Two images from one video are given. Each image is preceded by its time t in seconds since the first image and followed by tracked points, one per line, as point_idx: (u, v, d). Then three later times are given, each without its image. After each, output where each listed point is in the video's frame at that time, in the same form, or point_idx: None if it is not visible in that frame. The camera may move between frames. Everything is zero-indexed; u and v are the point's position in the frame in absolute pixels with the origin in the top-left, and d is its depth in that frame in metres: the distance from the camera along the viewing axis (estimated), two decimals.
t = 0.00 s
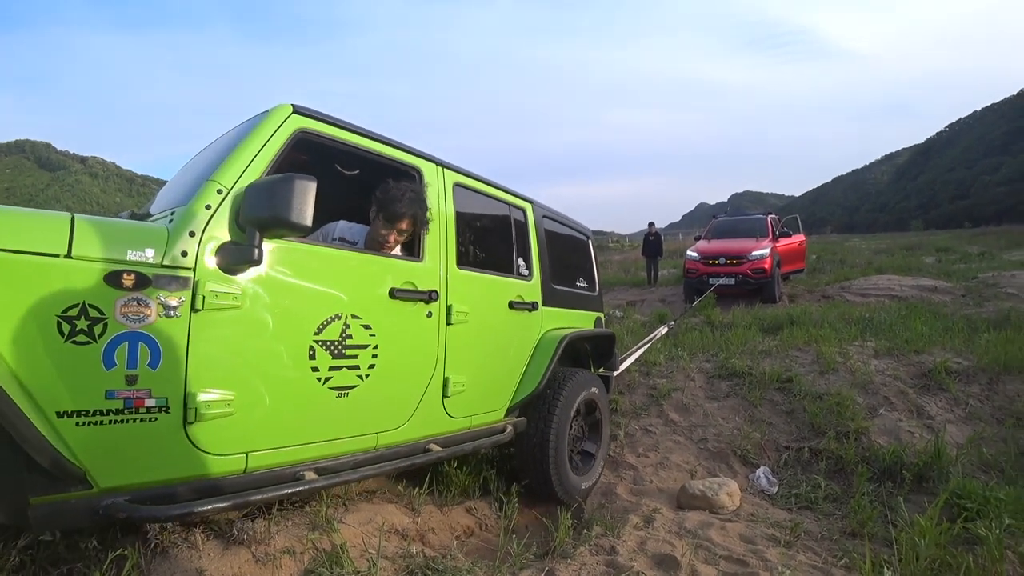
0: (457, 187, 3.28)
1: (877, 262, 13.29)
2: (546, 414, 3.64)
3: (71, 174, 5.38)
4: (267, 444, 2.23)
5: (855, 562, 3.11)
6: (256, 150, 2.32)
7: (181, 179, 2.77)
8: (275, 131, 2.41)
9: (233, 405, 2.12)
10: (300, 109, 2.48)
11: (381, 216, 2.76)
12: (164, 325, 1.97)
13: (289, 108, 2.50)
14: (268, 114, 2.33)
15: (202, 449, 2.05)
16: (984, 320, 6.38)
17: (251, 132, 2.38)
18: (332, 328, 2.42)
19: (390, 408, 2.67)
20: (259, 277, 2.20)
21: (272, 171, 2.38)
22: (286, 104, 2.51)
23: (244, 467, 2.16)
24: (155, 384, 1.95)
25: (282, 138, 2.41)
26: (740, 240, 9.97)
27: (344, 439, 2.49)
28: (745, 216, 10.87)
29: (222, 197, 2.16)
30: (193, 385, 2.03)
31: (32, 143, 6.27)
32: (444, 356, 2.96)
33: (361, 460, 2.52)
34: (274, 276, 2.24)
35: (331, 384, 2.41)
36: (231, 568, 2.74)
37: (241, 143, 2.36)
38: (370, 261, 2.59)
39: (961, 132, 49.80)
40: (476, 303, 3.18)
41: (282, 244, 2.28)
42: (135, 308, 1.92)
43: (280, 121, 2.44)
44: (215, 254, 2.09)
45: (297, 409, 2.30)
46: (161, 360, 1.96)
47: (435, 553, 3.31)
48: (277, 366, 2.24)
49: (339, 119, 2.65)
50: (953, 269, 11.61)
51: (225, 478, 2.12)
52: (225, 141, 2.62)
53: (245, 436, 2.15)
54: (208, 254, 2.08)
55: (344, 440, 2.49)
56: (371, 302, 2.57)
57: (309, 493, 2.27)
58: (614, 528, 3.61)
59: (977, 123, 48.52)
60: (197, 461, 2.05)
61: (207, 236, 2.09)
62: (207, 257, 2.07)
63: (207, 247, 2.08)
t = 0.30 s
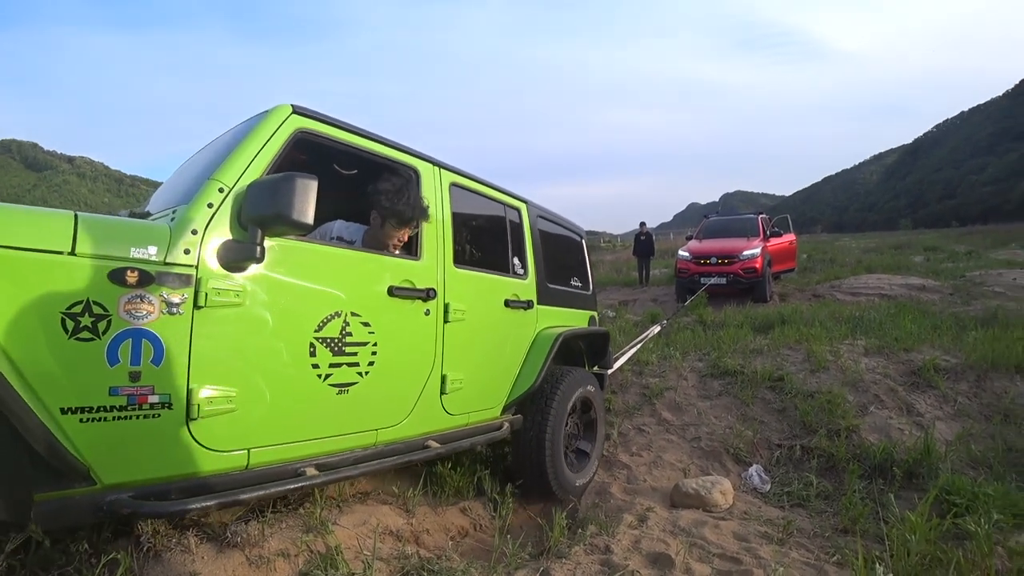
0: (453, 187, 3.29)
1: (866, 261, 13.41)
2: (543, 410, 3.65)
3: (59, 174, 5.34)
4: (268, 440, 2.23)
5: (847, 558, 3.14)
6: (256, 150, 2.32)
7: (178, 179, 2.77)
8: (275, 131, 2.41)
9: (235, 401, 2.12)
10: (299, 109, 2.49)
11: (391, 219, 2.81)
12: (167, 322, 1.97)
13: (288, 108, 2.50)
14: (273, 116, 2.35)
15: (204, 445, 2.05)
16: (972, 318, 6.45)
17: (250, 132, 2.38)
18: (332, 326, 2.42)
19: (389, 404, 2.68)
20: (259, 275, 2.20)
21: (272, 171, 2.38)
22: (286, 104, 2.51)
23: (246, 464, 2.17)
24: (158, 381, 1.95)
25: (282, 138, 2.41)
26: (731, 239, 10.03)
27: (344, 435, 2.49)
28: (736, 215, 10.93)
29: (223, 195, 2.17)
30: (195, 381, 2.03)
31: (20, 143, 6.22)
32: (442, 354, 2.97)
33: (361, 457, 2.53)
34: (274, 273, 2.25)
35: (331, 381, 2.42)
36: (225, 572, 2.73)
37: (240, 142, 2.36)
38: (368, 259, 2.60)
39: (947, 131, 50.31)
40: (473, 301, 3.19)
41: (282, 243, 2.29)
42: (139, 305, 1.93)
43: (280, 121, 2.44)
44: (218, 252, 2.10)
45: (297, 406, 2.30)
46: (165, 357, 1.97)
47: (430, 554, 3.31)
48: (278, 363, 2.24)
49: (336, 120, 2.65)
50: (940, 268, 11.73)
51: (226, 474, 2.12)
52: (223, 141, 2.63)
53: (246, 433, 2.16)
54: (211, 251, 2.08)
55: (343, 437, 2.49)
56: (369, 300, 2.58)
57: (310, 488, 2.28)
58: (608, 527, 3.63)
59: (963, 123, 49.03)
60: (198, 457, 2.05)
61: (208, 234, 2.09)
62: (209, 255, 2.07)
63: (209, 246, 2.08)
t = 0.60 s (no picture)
0: (443, 187, 3.25)
1: (853, 255, 13.50)
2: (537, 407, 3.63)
3: (39, 179, 5.24)
4: (261, 442, 2.18)
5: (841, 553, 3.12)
6: (245, 151, 2.27)
7: (165, 182, 2.72)
8: (264, 131, 2.37)
9: (227, 402, 2.07)
10: (288, 109, 2.44)
11: (381, 220, 2.76)
12: (157, 323, 1.92)
13: (277, 107, 2.46)
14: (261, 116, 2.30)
15: (196, 448, 2.00)
16: (958, 311, 6.49)
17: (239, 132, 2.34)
18: (324, 326, 2.37)
19: (382, 404, 2.63)
20: (250, 275, 2.15)
21: (262, 172, 2.34)
22: (275, 104, 2.47)
23: (238, 466, 2.11)
24: (150, 383, 1.90)
25: (271, 138, 2.37)
26: (719, 236, 10.05)
27: (338, 436, 2.45)
28: (724, 211, 10.96)
29: (213, 196, 2.13)
30: (187, 383, 1.98)
31: None
32: (435, 353, 2.93)
33: (355, 457, 2.48)
34: (264, 273, 2.20)
35: (324, 382, 2.37)
36: None
37: (229, 143, 2.31)
38: (359, 258, 2.55)
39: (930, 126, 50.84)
40: (465, 299, 3.15)
41: (272, 242, 2.24)
42: (129, 307, 1.87)
43: (269, 121, 2.40)
44: (208, 254, 2.05)
45: (290, 407, 2.25)
46: (155, 359, 1.92)
47: (419, 561, 3.26)
48: (269, 364, 2.19)
49: (325, 119, 2.61)
50: (926, 261, 11.82)
51: (218, 477, 2.07)
52: (211, 142, 2.58)
53: (239, 434, 2.11)
54: (201, 252, 2.04)
55: (337, 438, 2.44)
56: (362, 299, 2.54)
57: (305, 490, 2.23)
58: (601, 528, 3.60)
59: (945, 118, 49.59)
60: (191, 460, 1.99)
61: (198, 234, 2.04)
62: (199, 255, 2.03)
63: (199, 247, 2.04)
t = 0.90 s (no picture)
0: (444, 166, 3.17)
1: (841, 229, 13.60)
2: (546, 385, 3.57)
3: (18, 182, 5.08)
4: (275, 423, 2.10)
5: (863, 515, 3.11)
6: (245, 128, 2.18)
7: (160, 167, 2.62)
8: (264, 108, 2.28)
9: (239, 383, 1.99)
10: (288, 86, 2.35)
11: (385, 197, 2.69)
12: (164, 302, 1.84)
13: (276, 85, 2.37)
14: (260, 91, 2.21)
15: (210, 429, 1.92)
16: (952, 275, 6.54)
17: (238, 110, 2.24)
18: (333, 304, 2.30)
19: (395, 383, 2.56)
20: (255, 252, 2.08)
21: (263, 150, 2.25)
22: (274, 81, 2.38)
23: (253, 449, 2.03)
24: (160, 363, 1.82)
25: (272, 115, 2.27)
26: (709, 215, 10.06)
27: (352, 417, 2.37)
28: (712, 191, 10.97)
29: (216, 172, 2.04)
30: (197, 363, 1.90)
31: None
32: (444, 331, 2.86)
33: (371, 438, 2.40)
34: (270, 250, 2.12)
35: (336, 361, 2.30)
36: None
37: (229, 120, 2.22)
38: (365, 235, 2.48)
39: (903, 102, 51.48)
40: (471, 277, 3.09)
41: (276, 219, 2.16)
42: (134, 285, 1.79)
43: (269, 98, 2.31)
44: (213, 232, 1.98)
45: (303, 387, 2.18)
46: (164, 339, 1.84)
47: (433, 549, 3.16)
48: (280, 342, 2.12)
49: (324, 96, 2.52)
50: (912, 231, 11.93)
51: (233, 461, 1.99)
52: (208, 124, 2.48)
53: (253, 415, 2.03)
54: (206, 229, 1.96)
55: (351, 418, 2.37)
56: (369, 277, 2.46)
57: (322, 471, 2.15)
58: (617, 505, 3.55)
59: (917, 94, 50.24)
60: (204, 443, 1.91)
61: (201, 211, 1.96)
62: (204, 232, 1.95)
63: (204, 224, 1.96)
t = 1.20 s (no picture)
0: (442, 136, 3.02)
1: (834, 217, 13.54)
2: (542, 363, 3.45)
3: None
4: (264, 390, 1.95)
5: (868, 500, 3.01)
6: (236, 86, 2.02)
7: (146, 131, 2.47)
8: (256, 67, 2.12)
9: (228, 344, 1.85)
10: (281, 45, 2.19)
11: (371, 156, 2.56)
12: (148, 258, 1.72)
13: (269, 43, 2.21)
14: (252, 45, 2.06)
15: (195, 392, 1.78)
16: (950, 260, 6.46)
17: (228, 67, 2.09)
18: (327, 268, 2.15)
19: (390, 352, 2.42)
20: (245, 209, 1.94)
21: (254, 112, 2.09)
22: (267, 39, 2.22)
23: (240, 415, 1.89)
24: (142, 321, 1.70)
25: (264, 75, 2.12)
26: (703, 200, 9.94)
27: (346, 386, 2.23)
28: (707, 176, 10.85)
29: (205, 125, 1.91)
30: (183, 322, 1.76)
31: None
32: (442, 301, 2.72)
33: (365, 408, 2.26)
34: (261, 207, 1.99)
35: (330, 327, 2.15)
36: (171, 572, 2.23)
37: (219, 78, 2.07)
38: (359, 197, 2.33)
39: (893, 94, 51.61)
40: (469, 248, 2.94)
41: (267, 177, 2.02)
42: (117, 238, 1.67)
43: (263, 55, 2.15)
44: (201, 184, 1.85)
45: (294, 352, 2.03)
46: (148, 296, 1.71)
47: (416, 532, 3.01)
48: (271, 304, 1.97)
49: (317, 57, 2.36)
50: (906, 219, 11.89)
51: (218, 427, 1.85)
52: (198, 85, 2.33)
53: (241, 379, 1.89)
54: (194, 181, 1.83)
55: (346, 388, 2.23)
56: (365, 240, 2.31)
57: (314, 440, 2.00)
58: (612, 489, 3.44)
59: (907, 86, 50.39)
60: (188, 406, 1.78)
61: (190, 164, 1.83)
62: (193, 185, 1.83)
63: (192, 179, 1.83)
